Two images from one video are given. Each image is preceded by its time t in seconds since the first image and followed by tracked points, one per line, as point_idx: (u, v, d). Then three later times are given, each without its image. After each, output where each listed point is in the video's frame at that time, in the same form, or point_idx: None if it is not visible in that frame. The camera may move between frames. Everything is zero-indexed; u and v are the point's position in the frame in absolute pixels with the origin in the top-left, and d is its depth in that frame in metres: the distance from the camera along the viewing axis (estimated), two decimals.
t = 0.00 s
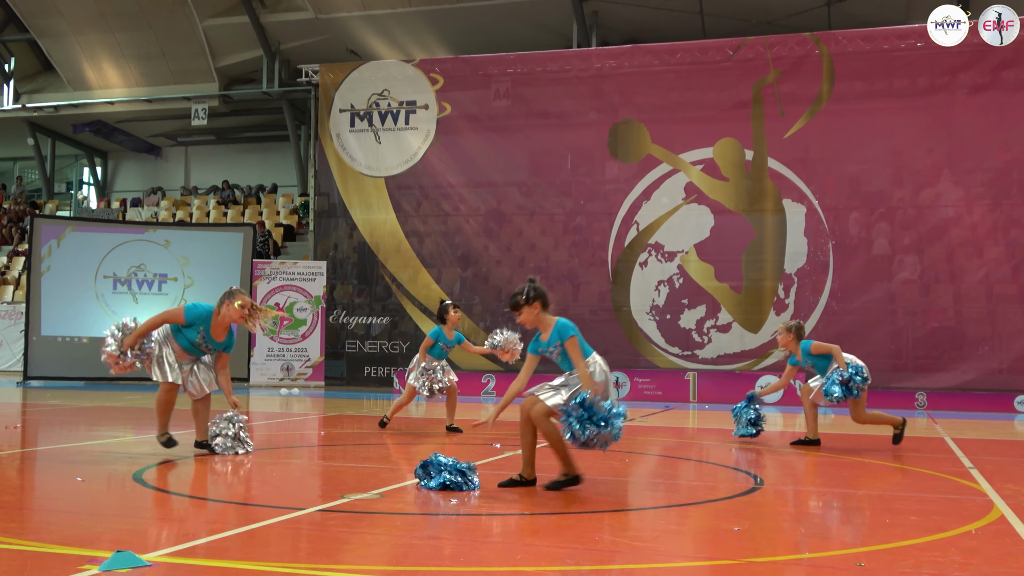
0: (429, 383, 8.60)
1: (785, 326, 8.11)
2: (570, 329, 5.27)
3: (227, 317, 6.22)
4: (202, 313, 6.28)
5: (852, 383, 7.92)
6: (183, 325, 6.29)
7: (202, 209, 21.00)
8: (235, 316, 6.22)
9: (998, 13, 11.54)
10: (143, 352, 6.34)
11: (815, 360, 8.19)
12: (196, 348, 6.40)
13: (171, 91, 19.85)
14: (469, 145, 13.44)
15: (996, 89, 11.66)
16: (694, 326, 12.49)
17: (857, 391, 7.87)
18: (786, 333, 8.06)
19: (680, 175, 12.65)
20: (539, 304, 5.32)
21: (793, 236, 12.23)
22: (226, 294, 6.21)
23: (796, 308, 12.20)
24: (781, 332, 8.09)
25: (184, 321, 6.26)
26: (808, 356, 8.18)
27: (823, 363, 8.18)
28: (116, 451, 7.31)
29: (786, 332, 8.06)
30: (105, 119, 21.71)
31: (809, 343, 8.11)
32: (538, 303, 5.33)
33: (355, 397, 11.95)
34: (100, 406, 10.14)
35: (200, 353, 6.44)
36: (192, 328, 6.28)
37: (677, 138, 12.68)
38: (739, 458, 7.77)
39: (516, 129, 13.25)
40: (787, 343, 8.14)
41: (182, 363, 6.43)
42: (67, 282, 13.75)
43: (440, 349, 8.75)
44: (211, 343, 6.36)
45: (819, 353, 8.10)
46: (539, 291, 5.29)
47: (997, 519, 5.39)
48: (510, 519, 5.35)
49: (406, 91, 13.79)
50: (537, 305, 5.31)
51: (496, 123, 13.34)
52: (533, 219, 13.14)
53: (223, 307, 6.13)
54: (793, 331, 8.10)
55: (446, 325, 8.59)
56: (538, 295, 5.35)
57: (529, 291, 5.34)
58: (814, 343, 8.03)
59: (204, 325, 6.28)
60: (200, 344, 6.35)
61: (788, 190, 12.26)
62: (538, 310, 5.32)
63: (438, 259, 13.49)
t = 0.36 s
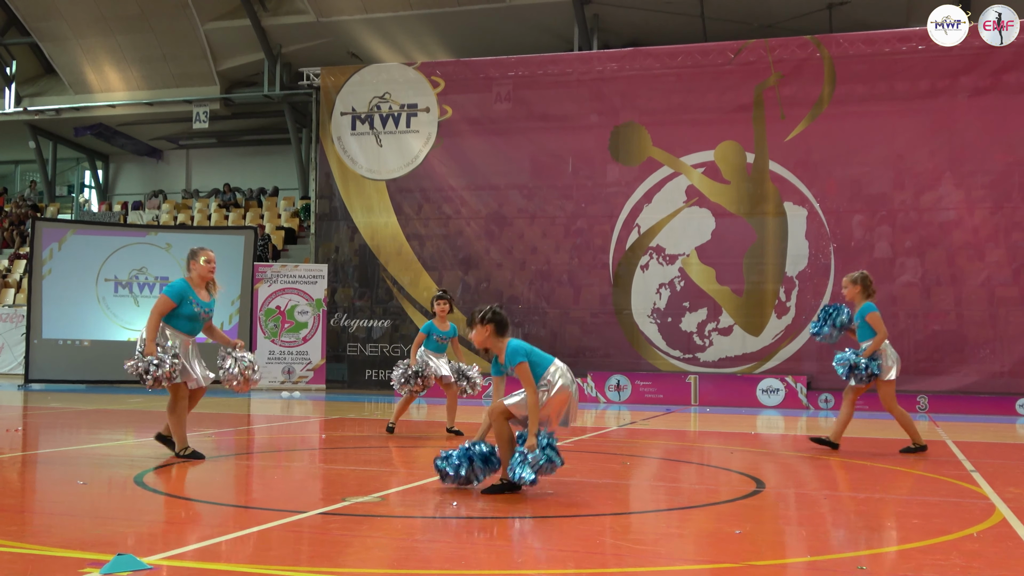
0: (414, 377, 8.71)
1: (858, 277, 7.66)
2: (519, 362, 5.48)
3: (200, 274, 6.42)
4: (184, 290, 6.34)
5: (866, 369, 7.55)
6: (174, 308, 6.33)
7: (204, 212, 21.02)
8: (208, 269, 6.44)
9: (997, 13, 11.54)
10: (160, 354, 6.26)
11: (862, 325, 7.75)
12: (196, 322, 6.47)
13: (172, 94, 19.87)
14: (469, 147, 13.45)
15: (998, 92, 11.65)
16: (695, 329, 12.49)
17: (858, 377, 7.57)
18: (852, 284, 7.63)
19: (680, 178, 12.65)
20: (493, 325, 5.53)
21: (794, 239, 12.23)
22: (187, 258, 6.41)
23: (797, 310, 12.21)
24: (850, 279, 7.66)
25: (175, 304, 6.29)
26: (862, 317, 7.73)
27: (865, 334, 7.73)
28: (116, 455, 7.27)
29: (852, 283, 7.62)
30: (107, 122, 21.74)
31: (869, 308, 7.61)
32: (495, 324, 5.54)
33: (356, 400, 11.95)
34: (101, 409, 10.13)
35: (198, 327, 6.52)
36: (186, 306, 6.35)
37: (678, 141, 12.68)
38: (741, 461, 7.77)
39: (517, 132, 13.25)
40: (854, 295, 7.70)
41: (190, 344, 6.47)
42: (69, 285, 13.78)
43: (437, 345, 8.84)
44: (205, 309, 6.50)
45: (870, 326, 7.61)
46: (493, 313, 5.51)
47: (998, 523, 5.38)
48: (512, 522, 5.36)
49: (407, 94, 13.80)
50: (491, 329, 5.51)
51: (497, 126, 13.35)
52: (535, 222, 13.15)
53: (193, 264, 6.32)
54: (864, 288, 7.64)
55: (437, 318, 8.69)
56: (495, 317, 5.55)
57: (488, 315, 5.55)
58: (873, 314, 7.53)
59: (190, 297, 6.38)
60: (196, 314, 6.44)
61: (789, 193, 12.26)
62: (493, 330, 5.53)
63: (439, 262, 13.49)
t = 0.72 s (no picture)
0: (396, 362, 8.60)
1: (895, 269, 7.63)
2: (583, 289, 4.97)
3: (164, 260, 6.44)
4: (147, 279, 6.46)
5: (906, 362, 7.43)
6: (141, 297, 6.42)
7: (204, 214, 21.03)
8: (167, 254, 6.44)
9: (997, 14, 11.53)
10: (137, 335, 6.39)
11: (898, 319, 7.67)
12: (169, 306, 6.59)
13: (172, 96, 19.86)
14: (470, 150, 13.46)
15: (998, 94, 11.66)
16: (695, 331, 12.50)
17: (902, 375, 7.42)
18: (890, 275, 7.60)
19: (681, 180, 12.65)
20: (580, 249, 5.15)
21: (795, 241, 12.23)
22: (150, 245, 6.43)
23: (797, 312, 12.22)
24: (887, 270, 7.64)
25: (140, 293, 6.39)
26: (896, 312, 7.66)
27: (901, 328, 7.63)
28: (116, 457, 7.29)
29: (891, 274, 7.60)
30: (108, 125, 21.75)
31: (906, 301, 7.59)
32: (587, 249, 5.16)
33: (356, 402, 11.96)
34: (101, 412, 10.13)
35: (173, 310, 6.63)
36: (152, 291, 6.46)
37: (678, 143, 12.69)
38: (742, 463, 7.77)
39: (517, 135, 13.26)
40: (890, 288, 7.69)
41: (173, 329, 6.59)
42: (70, 288, 13.79)
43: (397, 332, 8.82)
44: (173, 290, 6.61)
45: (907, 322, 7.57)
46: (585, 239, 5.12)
47: (999, 525, 5.38)
48: (515, 525, 5.36)
49: (407, 97, 13.80)
50: (578, 254, 5.15)
51: (497, 129, 13.36)
52: (535, 224, 13.15)
53: (157, 254, 6.35)
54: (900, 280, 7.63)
55: (392, 305, 8.68)
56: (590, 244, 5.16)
57: (575, 237, 5.19)
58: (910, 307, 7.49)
59: (155, 284, 6.49)
60: (167, 298, 6.53)
61: (790, 196, 12.27)
62: (577, 256, 5.16)
63: (440, 264, 13.49)
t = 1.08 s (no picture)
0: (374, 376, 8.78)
1: (893, 270, 7.68)
2: (614, 286, 4.99)
3: (152, 263, 6.48)
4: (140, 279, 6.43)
5: (902, 358, 7.38)
6: (137, 299, 6.40)
7: (204, 216, 21.05)
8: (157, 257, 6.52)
9: (998, 14, 11.52)
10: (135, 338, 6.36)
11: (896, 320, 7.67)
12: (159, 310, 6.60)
13: (172, 98, 19.85)
14: (470, 152, 13.46)
15: (998, 95, 11.66)
16: (695, 333, 12.50)
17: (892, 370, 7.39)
18: (887, 274, 7.64)
19: (681, 182, 12.65)
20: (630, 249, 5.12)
21: (794, 243, 12.23)
22: (136, 249, 6.47)
23: (797, 314, 12.22)
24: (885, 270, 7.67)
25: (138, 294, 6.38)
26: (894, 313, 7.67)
27: (900, 329, 7.61)
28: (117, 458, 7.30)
29: (888, 274, 7.64)
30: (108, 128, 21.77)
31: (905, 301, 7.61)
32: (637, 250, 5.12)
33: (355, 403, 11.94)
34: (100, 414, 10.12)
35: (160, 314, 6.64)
36: (147, 293, 6.46)
37: (678, 145, 12.69)
38: (742, 465, 7.77)
39: (517, 137, 13.27)
40: (885, 289, 7.73)
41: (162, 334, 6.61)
42: (69, 289, 13.77)
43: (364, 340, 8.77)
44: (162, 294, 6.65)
45: (905, 321, 7.58)
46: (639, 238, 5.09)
47: (999, 527, 5.37)
48: (516, 527, 5.35)
49: (407, 98, 13.80)
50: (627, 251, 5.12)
51: (497, 131, 13.36)
52: (535, 226, 13.16)
53: (149, 254, 6.42)
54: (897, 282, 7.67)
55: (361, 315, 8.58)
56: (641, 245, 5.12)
57: (631, 235, 5.19)
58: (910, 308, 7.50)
59: (149, 286, 6.48)
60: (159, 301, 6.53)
61: (790, 198, 12.27)
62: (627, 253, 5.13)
63: (440, 266, 13.50)
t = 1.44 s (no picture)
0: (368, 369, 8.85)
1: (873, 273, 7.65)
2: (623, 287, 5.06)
3: (149, 264, 6.55)
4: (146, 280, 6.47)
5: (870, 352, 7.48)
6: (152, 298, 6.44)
7: (204, 218, 21.05)
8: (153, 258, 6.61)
9: (997, 14, 11.54)
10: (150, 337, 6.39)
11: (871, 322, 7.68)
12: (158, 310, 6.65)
13: (172, 99, 19.85)
14: (470, 153, 13.46)
15: (997, 96, 11.67)
16: (695, 334, 12.50)
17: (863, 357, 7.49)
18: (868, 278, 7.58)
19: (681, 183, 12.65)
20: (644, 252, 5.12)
21: (794, 244, 12.23)
22: (134, 250, 6.49)
23: (797, 315, 12.21)
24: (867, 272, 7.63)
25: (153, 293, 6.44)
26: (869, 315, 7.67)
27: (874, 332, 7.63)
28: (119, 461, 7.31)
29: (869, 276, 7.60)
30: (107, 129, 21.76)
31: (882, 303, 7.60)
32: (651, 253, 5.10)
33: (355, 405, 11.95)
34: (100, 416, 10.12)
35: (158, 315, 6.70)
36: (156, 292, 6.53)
37: (678, 147, 12.69)
38: (743, 466, 7.77)
39: (517, 138, 13.27)
40: (866, 293, 7.68)
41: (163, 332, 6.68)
42: (69, 291, 13.78)
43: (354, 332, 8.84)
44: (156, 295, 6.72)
45: (882, 319, 7.56)
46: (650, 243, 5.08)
47: (1000, 528, 5.37)
48: (516, 529, 5.34)
49: (407, 100, 13.82)
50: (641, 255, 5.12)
51: (497, 132, 13.36)
52: (535, 227, 13.16)
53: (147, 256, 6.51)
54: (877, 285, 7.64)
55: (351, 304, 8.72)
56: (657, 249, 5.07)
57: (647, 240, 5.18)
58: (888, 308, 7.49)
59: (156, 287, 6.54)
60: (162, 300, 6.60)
61: (790, 199, 12.27)
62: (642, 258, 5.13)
63: (440, 268, 13.50)
